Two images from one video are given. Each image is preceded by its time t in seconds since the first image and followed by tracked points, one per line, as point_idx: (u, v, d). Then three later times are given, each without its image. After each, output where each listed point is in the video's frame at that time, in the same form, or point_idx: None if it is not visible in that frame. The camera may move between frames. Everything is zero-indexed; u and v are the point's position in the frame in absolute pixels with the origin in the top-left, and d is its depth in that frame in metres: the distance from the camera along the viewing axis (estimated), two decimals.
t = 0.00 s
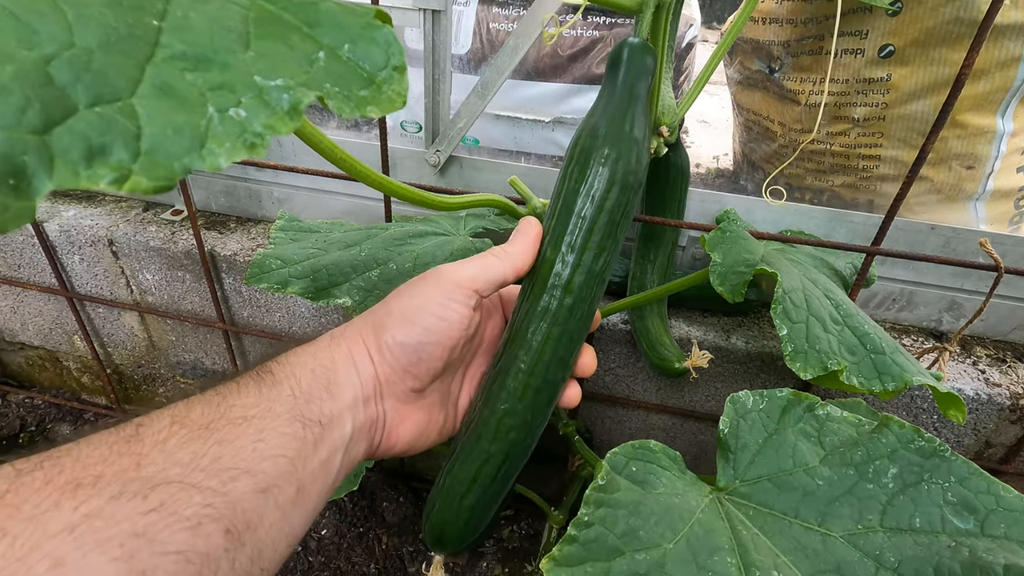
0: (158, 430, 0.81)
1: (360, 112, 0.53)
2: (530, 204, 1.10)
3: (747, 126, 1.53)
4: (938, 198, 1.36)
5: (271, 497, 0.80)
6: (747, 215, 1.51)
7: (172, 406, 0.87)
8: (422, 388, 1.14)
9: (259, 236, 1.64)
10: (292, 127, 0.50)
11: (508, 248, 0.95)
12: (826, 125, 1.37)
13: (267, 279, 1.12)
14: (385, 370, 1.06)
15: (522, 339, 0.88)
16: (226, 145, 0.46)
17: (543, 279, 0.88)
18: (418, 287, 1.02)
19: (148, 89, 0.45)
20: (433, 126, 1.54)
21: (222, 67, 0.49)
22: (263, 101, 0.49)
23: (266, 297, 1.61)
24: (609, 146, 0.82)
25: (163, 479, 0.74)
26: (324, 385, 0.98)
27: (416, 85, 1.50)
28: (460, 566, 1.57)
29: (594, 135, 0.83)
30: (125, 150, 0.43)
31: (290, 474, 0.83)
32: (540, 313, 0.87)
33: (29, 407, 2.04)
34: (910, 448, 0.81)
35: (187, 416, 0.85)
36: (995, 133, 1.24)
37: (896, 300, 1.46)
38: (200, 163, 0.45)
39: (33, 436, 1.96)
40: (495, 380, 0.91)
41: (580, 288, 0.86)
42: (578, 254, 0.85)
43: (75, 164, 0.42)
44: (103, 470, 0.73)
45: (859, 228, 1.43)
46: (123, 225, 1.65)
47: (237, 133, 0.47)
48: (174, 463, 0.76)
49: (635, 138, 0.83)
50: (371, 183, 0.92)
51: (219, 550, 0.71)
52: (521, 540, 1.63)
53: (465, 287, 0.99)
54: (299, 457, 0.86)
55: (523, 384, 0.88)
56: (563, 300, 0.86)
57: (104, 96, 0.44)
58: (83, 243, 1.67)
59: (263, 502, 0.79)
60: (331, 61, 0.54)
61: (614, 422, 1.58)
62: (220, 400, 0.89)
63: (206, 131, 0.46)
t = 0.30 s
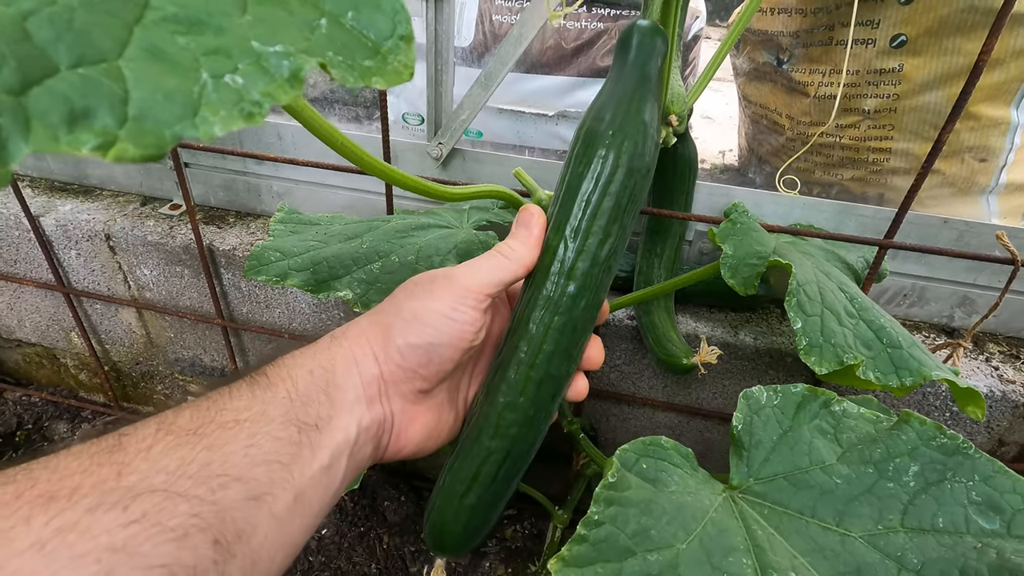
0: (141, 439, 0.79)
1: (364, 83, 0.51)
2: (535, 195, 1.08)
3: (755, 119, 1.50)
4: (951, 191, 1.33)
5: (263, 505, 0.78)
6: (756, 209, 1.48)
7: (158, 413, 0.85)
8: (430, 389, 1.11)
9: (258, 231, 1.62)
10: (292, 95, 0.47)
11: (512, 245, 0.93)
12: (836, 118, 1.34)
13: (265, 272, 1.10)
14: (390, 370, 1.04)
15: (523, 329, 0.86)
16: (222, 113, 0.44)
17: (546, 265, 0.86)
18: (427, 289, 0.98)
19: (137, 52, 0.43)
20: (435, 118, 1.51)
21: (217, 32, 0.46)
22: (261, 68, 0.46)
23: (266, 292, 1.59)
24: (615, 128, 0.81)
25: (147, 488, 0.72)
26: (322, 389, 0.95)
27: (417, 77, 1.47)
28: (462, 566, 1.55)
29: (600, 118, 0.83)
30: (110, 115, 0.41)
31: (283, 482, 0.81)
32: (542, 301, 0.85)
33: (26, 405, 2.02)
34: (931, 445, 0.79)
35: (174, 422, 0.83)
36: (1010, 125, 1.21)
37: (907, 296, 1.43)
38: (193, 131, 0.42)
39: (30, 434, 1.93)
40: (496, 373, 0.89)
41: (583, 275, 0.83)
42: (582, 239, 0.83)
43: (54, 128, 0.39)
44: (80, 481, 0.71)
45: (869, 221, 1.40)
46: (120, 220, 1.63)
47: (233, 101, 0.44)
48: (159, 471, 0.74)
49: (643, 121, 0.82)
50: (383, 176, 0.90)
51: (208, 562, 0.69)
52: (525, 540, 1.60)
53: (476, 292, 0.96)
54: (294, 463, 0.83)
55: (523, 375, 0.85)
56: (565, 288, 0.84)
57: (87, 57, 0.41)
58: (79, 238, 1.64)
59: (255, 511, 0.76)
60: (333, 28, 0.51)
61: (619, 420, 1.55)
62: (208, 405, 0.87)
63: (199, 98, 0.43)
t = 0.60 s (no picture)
0: (119, 441, 0.78)
1: (338, 69, 0.50)
2: (531, 192, 1.06)
3: (755, 116, 1.48)
4: (953, 189, 1.32)
5: (246, 509, 0.76)
6: (755, 207, 1.47)
7: (138, 414, 0.84)
8: (421, 391, 1.10)
9: (252, 229, 1.60)
10: (258, 80, 0.46)
11: (509, 242, 0.91)
12: (836, 114, 1.32)
13: (256, 270, 1.08)
14: (380, 371, 1.02)
15: (520, 329, 0.84)
16: (180, 97, 0.42)
17: (543, 263, 0.84)
18: (418, 288, 0.97)
19: (90, 32, 0.42)
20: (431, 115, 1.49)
21: (178, 12, 0.45)
22: (225, 50, 0.45)
23: (260, 291, 1.57)
24: (612, 123, 0.80)
25: (121, 492, 0.70)
26: (310, 390, 0.94)
27: (413, 73, 1.46)
28: (458, 567, 1.53)
29: (597, 114, 0.81)
30: (55, 96, 0.39)
31: (270, 484, 0.80)
32: (539, 301, 0.83)
33: (20, 404, 2.00)
34: (933, 445, 0.77)
35: (154, 424, 0.81)
36: (1012, 121, 1.19)
37: (908, 294, 1.42)
38: (147, 115, 0.41)
39: (24, 434, 1.92)
40: (493, 375, 0.87)
41: (581, 273, 0.82)
42: (579, 238, 0.81)
43: None
44: (52, 485, 0.70)
45: (871, 219, 1.39)
46: (113, 218, 1.61)
47: (194, 84, 0.43)
48: (135, 475, 0.73)
49: (640, 116, 0.80)
50: (374, 172, 0.86)
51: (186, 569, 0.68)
52: (522, 540, 1.59)
53: (470, 291, 0.94)
54: (280, 466, 0.82)
55: (521, 377, 0.84)
56: (563, 287, 0.82)
57: (34, 36, 0.40)
58: (72, 236, 1.63)
59: (236, 515, 0.75)
60: (304, 12, 0.50)
61: (617, 420, 1.53)
62: (191, 406, 0.86)
63: (156, 81, 0.42)
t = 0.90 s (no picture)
0: (121, 431, 0.78)
1: (352, 61, 0.50)
2: (534, 188, 1.06)
3: (757, 113, 1.48)
4: (956, 186, 1.31)
5: (249, 501, 0.76)
6: (757, 204, 1.47)
7: (141, 404, 0.84)
8: (422, 385, 1.10)
9: (254, 226, 1.60)
10: (274, 72, 0.46)
11: (514, 233, 0.91)
12: (839, 112, 1.32)
13: (259, 266, 1.08)
14: (381, 363, 1.02)
15: (525, 325, 0.84)
16: (198, 90, 0.42)
17: (548, 259, 0.84)
18: (419, 279, 0.97)
19: (107, 23, 0.41)
20: (433, 112, 1.49)
21: (194, 4, 0.45)
22: (240, 42, 0.45)
23: (262, 288, 1.57)
24: (616, 117, 0.79)
25: (124, 484, 0.70)
26: (312, 381, 0.94)
27: (415, 70, 1.45)
28: (461, 565, 1.53)
29: (600, 108, 0.81)
30: (76, 89, 0.39)
31: (272, 477, 0.80)
32: (545, 296, 0.83)
33: (22, 402, 2.00)
34: (938, 440, 0.77)
35: (156, 415, 0.82)
36: (1016, 118, 1.19)
37: (911, 292, 1.41)
38: (167, 107, 0.41)
39: (26, 431, 1.92)
40: (498, 370, 0.87)
41: (586, 268, 0.82)
42: (584, 233, 0.81)
43: (15, 100, 0.37)
44: (53, 475, 0.70)
45: (873, 216, 1.39)
46: (115, 215, 1.61)
47: (211, 77, 0.43)
48: (137, 466, 0.72)
49: (645, 111, 0.80)
50: (379, 167, 0.86)
51: (189, 561, 0.67)
52: (524, 538, 1.58)
53: (472, 282, 0.94)
54: (282, 458, 0.82)
55: (527, 373, 0.84)
56: (569, 282, 0.82)
57: (52, 27, 0.40)
58: (74, 233, 1.62)
59: (239, 507, 0.75)
60: (319, 4, 0.50)
61: (619, 417, 1.53)
62: (193, 397, 0.86)
63: (174, 73, 0.42)
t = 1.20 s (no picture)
0: (101, 433, 0.77)
1: (328, 46, 0.49)
2: (532, 186, 1.05)
3: (757, 111, 1.46)
4: (958, 183, 1.30)
5: (234, 504, 0.75)
6: (757, 202, 1.45)
7: (124, 404, 0.83)
8: (416, 384, 1.09)
9: (250, 225, 1.59)
10: (244, 54, 0.44)
11: (509, 231, 0.89)
12: (841, 109, 1.30)
13: (253, 264, 1.07)
14: (374, 363, 1.01)
15: (521, 324, 0.83)
16: (162, 71, 0.41)
17: (544, 257, 0.83)
18: (413, 277, 0.96)
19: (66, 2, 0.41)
20: (430, 108, 1.48)
21: None
22: (209, 23, 0.44)
23: (258, 287, 1.56)
24: (614, 114, 0.78)
25: (102, 488, 0.69)
26: (302, 381, 0.93)
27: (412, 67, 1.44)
28: (458, 566, 1.52)
29: (598, 104, 0.80)
30: (29, 67, 0.38)
31: (259, 479, 0.79)
32: (540, 295, 0.82)
33: (18, 401, 1.99)
34: (940, 442, 0.76)
35: (139, 416, 0.81)
36: (1019, 115, 1.18)
37: (912, 291, 1.40)
38: (128, 88, 0.40)
39: (23, 431, 1.91)
40: (493, 370, 0.86)
41: (582, 267, 0.80)
42: (581, 230, 0.80)
43: None
44: (28, 478, 0.69)
45: (874, 214, 1.37)
46: (110, 213, 1.60)
47: (177, 58, 0.42)
48: (118, 469, 0.71)
49: (643, 107, 0.79)
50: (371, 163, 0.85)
51: (168, 567, 0.66)
52: (522, 538, 1.57)
53: (467, 280, 0.93)
54: (269, 460, 0.81)
55: (522, 373, 0.82)
56: (565, 281, 0.81)
57: (8, 4, 0.39)
58: (69, 232, 1.61)
59: (224, 511, 0.73)
60: None
61: (618, 417, 1.52)
62: (179, 397, 0.85)
63: (137, 54, 0.41)
